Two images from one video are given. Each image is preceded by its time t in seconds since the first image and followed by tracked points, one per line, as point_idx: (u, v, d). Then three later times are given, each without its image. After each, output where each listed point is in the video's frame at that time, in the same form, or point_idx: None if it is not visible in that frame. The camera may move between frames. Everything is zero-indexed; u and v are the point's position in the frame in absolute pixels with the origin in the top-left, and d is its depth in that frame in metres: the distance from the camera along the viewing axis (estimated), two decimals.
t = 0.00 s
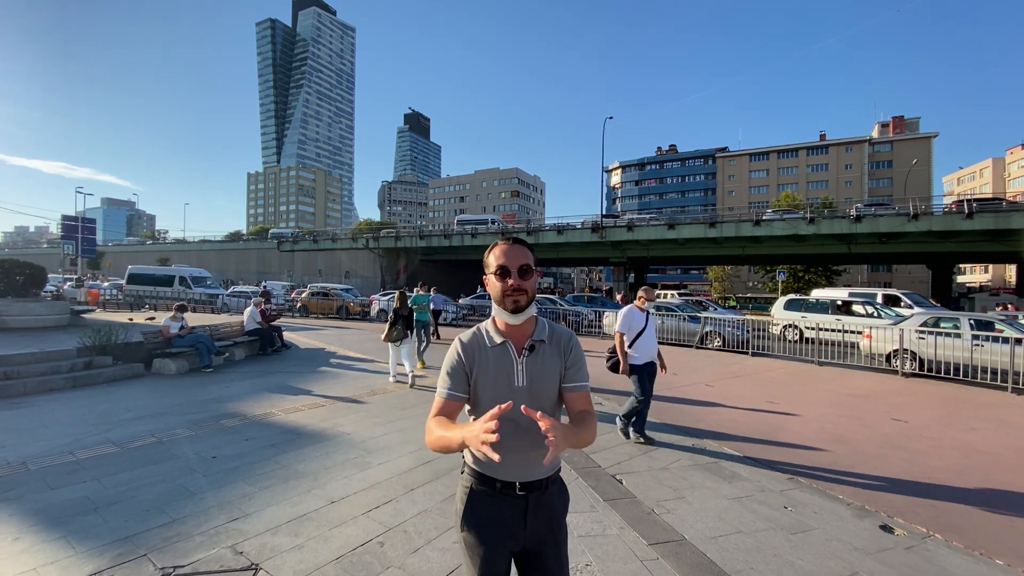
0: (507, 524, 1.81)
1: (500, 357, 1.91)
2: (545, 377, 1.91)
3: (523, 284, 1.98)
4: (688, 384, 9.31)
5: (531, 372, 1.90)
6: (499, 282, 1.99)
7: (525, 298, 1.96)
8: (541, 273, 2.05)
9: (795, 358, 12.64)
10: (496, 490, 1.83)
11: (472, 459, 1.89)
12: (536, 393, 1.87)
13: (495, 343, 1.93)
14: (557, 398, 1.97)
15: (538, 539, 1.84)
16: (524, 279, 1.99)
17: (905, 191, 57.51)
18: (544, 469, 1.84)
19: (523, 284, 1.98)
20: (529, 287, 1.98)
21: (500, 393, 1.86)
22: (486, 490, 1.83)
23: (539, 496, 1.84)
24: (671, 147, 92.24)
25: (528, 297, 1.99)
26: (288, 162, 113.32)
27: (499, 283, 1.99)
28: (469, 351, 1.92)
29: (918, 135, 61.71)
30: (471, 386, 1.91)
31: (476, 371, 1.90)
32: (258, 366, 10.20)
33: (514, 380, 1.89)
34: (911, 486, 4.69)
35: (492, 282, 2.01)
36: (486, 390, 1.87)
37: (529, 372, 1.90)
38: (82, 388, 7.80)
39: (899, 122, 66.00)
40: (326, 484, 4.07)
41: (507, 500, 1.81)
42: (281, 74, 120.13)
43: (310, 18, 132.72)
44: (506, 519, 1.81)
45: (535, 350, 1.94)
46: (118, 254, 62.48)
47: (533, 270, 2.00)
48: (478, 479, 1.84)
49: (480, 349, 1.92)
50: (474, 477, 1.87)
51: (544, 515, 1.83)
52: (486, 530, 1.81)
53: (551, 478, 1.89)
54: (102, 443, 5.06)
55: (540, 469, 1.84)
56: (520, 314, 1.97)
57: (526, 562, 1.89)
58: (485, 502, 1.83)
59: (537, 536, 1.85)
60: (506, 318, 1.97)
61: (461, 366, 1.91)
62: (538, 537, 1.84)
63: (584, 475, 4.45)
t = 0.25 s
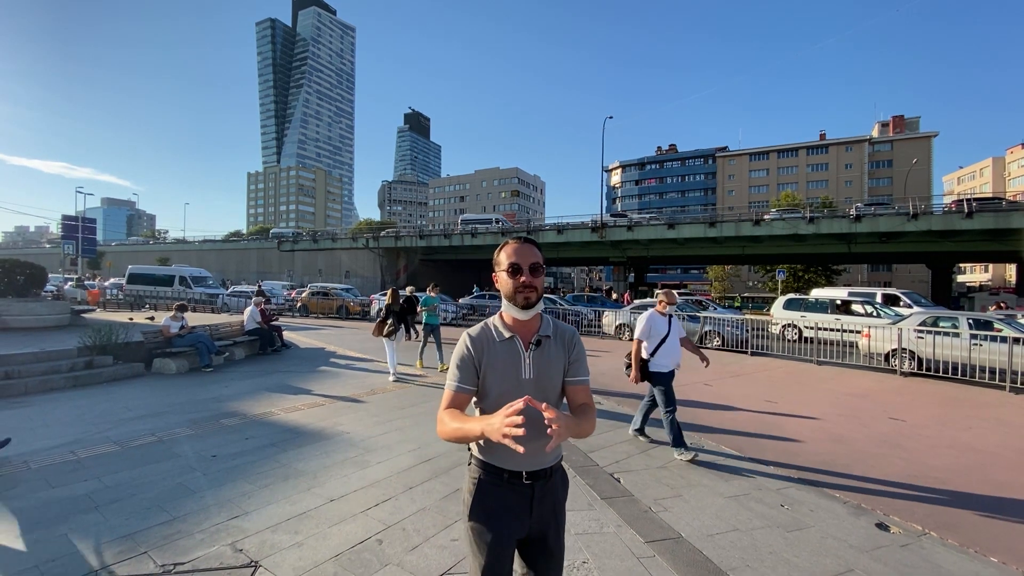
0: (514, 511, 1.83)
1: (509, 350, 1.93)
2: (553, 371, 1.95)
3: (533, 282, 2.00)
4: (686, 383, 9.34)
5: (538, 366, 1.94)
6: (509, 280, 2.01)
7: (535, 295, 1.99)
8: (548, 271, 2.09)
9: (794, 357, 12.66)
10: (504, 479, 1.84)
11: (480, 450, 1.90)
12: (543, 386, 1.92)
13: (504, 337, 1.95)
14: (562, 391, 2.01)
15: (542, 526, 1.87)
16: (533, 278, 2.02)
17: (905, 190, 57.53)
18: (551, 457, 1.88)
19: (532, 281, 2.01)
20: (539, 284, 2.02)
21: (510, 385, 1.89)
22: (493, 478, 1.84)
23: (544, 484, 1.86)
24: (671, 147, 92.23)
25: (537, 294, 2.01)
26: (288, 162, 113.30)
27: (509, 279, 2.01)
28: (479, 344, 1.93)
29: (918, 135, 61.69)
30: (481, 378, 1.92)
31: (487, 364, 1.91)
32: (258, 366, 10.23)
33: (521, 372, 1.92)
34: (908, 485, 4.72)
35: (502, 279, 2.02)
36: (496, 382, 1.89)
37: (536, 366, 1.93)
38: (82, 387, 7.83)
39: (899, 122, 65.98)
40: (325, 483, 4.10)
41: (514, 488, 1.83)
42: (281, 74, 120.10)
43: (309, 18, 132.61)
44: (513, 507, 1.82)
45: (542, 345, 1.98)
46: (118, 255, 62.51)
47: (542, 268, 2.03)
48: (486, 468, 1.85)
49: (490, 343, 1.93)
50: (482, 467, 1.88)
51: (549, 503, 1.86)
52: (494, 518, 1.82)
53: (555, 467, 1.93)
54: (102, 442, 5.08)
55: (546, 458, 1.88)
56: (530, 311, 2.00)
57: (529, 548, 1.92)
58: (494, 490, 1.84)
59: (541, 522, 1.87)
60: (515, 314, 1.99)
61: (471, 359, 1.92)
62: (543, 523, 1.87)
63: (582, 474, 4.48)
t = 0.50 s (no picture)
0: (513, 502, 1.85)
1: (509, 348, 1.96)
2: (550, 369, 1.99)
3: (534, 284, 2.03)
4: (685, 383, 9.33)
5: (537, 362, 1.97)
6: (510, 281, 2.03)
7: (536, 296, 2.02)
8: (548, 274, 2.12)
9: (793, 357, 12.68)
10: (502, 470, 1.86)
11: (479, 442, 1.91)
12: (541, 381, 1.95)
13: (503, 336, 1.97)
14: (559, 387, 2.05)
15: (539, 516, 1.90)
16: (535, 280, 2.04)
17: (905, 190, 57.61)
18: (548, 450, 1.91)
19: (533, 283, 2.04)
20: (539, 285, 2.05)
21: (509, 381, 1.92)
22: (493, 470, 1.86)
23: (542, 476, 1.89)
24: (671, 147, 92.31)
25: (538, 295, 2.04)
26: (288, 162, 113.29)
27: (510, 281, 2.03)
28: (479, 341, 1.95)
29: (918, 135, 61.74)
30: (481, 374, 1.93)
31: (487, 361, 1.92)
32: (258, 366, 10.26)
33: (521, 368, 1.95)
34: (902, 484, 4.75)
35: (503, 281, 2.05)
36: (496, 378, 1.92)
37: (534, 363, 1.97)
38: (82, 387, 7.86)
39: (898, 122, 66.01)
40: (323, 482, 4.13)
41: (514, 479, 1.85)
42: (281, 75, 120.23)
43: (309, 19, 132.73)
44: (512, 497, 1.85)
45: (540, 345, 2.02)
46: (119, 255, 62.62)
47: (543, 272, 2.06)
48: (485, 460, 1.87)
49: (490, 341, 1.95)
50: (481, 459, 1.89)
51: (544, 494, 1.89)
52: (493, 509, 1.84)
53: (552, 459, 1.96)
54: (101, 442, 5.11)
55: (544, 450, 1.91)
56: (531, 311, 2.02)
57: (526, 538, 1.94)
58: (494, 481, 1.85)
59: (538, 512, 1.91)
60: (516, 314, 2.01)
61: (473, 354, 1.94)
62: (539, 512, 1.90)
63: (578, 473, 4.51)
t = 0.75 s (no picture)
0: (508, 494, 1.88)
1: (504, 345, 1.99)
2: (545, 365, 2.01)
3: (530, 284, 2.06)
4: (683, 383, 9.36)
5: (533, 359, 1.99)
6: (508, 282, 2.05)
7: (532, 296, 2.05)
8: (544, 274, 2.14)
9: (791, 357, 12.72)
10: (497, 462, 1.90)
11: (475, 434, 1.96)
12: (537, 376, 1.97)
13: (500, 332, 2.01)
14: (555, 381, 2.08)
15: (533, 505, 1.94)
16: (531, 281, 2.06)
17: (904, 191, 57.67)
18: (541, 441, 1.96)
19: (531, 283, 2.06)
20: (536, 285, 2.08)
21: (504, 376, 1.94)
22: (489, 462, 1.90)
23: (536, 467, 1.93)
24: (671, 147, 92.37)
25: (533, 295, 2.07)
26: (288, 162, 113.25)
27: (507, 282, 2.05)
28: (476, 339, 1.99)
29: (918, 135, 61.81)
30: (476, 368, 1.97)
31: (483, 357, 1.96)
32: (257, 366, 10.29)
33: (517, 366, 1.96)
34: (896, 483, 4.78)
35: (501, 282, 2.08)
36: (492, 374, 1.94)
37: (531, 359, 1.98)
38: (82, 387, 7.90)
39: (898, 122, 66.08)
40: (321, 480, 4.17)
41: (508, 470, 1.89)
42: (281, 75, 120.32)
43: (309, 19, 132.83)
44: (507, 488, 1.88)
45: (536, 341, 2.03)
46: (119, 255, 62.68)
47: (539, 272, 2.08)
48: (481, 452, 1.90)
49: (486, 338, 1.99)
50: (477, 452, 1.92)
51: (539, 483, 1.93)
52: (488, 499, 1.88)
53: (545, 451, 2.00)
54: (102, 441, 5.15)
55: (537, 441, 1.96)
56: (526, 309, 2.05)
57: (522, 528, 1.97)
58: (489, 473, 1.89)
59: (532, 502, 1.94)
60: (511, 311, 2.05)
61: (468, 350, 1.99)
62: (534, 501, 1.94)
63: (575, 472, 4.54)
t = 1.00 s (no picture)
0: (499, 486, 1.92)
1: (497, 345, 2.02)
2: (536, 365, 2.05)
3: (521, 286, 2.09)
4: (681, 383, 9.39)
5: (525, 357, 2.03)
6: (499, 285, 2.09)
7: (522, 298, 2.07)
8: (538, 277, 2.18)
9: (789, 357, 12.76)
10: (489, 457, 1.95)
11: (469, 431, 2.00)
12: (527, 375, 2.02)
13: (494, 333, 2.05)
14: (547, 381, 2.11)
15: (524, 498, 1.98)
16: (522, 283, 2.10)
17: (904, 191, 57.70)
18: (533, 437, 2.00)
19: (521, 285, 2.09)
20: (526, 287, 2.10)
21: (497, 374, 1.98)
22: (482, 457, 1.94)
23: (527, 461, 1.97)
24: (671, 147, 92.42)
25: (525, 297, 2.10)
26: (288, 163, 113.25)
27: (499, 285, 2.09)
28: (470, 340, 2.03)
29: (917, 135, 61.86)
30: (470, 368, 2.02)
31: (476, 356, 2.00)
32: (257, 366, 10.32)
33: (509, 365, 2.01)
34: (889, 482, 4.83)
35: (492, 284, 2.11)
36: (485, 372, 1.98)
37: (523, 358, 2.02)
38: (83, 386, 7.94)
39: (898, 122, 66.15)
40: (320, 479, 4.21)
41: (500, 465, 1.93)
42: (281, 75, 120.41)
43: (309, 20, 132.91)
44: (498, 481, 1.92)
45: (528, 342, 2.07)
46: (119, 255, 62.74)
47: (531, 275, 2.11)
48: (474, 448, 1.94)
49: (479, 338, 2.03)
50: (470, 448, 1.97)
51: (530, 478, 1.97)
52: (480, 493, 1.92)
53: (536, 446, 2.04)
54: (102, 440, 5.19)
55: (529, 438, 1.99)
56: (518, 311, 2.08)
57: (513, 520, 2.01)
58: (481, 468, 1.93)
59: (523, 496, 1.99)
60: (504, 313, 2.07)
61: (463, 352, 2.02)
62: (524, 495, 1.98)
63: (571, 470, 4.58)
